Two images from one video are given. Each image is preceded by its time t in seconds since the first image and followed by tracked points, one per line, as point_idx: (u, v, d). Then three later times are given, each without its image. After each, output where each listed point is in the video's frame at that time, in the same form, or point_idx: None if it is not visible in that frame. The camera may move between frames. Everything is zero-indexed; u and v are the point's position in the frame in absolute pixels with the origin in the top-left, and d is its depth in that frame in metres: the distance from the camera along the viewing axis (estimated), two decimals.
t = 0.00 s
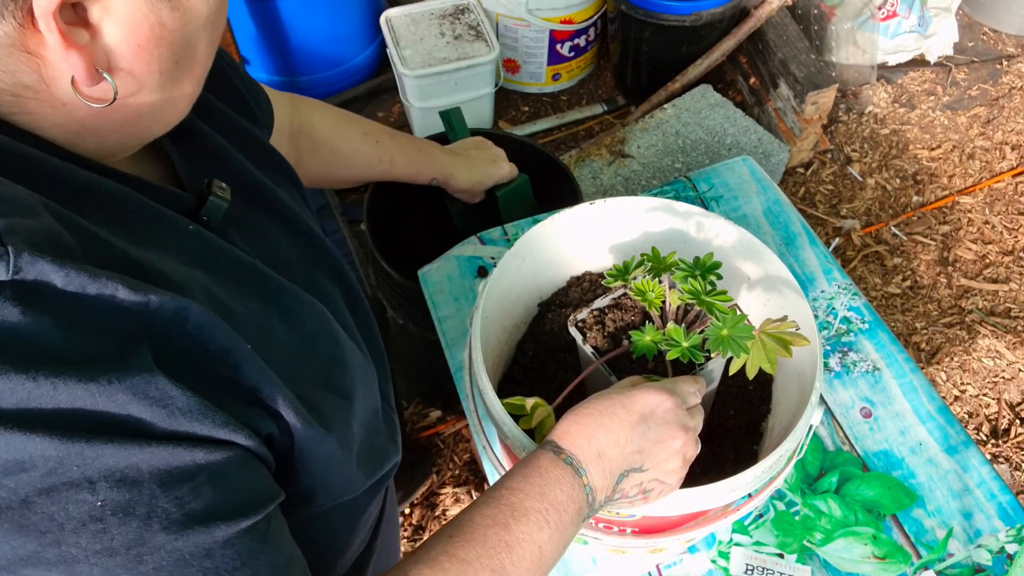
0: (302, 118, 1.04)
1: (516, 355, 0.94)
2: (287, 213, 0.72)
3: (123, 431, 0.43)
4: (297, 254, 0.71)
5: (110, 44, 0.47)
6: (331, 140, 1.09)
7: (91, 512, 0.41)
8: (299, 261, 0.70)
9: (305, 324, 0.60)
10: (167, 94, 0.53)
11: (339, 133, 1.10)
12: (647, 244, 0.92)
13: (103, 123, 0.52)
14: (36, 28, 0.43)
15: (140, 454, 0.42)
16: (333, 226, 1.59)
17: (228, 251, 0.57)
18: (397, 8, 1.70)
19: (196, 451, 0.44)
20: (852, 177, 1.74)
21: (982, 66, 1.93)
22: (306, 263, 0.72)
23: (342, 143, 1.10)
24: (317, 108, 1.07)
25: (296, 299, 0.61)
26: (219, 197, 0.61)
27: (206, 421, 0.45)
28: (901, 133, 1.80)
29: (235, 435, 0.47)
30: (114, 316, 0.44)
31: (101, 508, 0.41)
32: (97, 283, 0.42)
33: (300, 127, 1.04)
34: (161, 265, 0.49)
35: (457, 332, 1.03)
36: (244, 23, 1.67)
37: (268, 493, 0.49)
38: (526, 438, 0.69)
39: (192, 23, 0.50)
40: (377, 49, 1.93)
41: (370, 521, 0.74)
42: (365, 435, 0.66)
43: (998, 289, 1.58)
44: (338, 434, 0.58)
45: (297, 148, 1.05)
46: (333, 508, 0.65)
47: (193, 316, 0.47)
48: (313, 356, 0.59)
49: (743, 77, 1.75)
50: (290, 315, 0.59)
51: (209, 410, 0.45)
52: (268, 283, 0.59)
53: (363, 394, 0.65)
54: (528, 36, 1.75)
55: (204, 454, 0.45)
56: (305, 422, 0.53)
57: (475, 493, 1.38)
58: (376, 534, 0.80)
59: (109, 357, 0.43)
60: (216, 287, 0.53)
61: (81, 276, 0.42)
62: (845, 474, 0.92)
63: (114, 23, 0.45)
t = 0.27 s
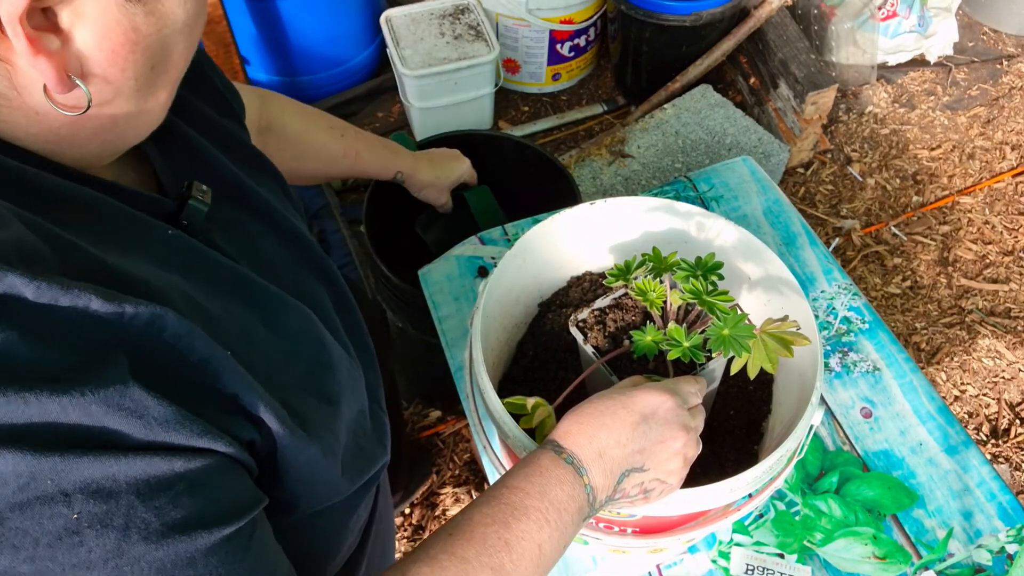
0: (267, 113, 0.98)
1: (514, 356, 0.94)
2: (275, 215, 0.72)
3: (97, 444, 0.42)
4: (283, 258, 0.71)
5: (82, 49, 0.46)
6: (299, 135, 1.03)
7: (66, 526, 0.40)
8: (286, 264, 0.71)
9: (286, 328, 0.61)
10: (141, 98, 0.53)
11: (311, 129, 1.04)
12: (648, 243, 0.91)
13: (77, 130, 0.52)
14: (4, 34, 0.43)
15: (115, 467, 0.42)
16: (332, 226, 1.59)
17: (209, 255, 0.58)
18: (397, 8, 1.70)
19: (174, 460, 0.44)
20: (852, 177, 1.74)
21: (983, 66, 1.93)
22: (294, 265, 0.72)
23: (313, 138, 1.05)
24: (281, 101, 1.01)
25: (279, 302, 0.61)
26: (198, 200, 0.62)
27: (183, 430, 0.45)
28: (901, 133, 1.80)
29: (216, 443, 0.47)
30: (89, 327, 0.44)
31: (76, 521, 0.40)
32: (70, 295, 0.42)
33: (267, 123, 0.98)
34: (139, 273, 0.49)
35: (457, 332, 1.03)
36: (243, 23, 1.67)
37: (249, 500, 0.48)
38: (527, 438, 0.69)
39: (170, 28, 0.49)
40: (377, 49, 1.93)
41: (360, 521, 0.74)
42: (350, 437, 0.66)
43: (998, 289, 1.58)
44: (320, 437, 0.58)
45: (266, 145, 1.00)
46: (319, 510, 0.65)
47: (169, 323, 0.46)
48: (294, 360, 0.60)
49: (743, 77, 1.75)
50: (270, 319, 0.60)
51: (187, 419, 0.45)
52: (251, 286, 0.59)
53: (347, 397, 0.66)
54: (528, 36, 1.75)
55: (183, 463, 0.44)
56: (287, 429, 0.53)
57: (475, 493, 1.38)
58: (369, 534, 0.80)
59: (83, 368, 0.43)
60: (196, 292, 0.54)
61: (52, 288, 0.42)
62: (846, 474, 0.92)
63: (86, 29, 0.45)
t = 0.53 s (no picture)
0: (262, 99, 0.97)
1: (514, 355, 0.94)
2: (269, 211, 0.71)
3: (79, 446, 0.42)
4: (277, 252, 0.70)
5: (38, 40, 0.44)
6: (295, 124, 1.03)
7: (47, 531, 0.40)
8: (280, 259, 0.71)
9: (275, 323, 0.60)
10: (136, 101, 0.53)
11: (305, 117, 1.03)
12: (649, 243, 0.91)
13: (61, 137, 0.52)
14: None
15: (97, 469, 0.41)
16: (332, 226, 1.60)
17: (197, 251, 0.57)
18: (397, 7, 1.70)
19: (157, 463, 0.44)
20: (852, 177, 1.74)
21: (983, 66, 1.93)
22: (288, 260, 0.72)
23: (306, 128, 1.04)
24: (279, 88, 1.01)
25: (267, 297, 0.61)
26: (168, 191, 0.62)
27: (165, 433, 0.45)
28: (901, 133, 1.80)
29: (200, 446, 0.47)
30: (68, 326, 0.44)
31: (58, 525, 0.40)
32: (49, 295, 0.42)
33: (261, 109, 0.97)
34: (119, 277, 0.50)
35: (457, 332, 1.03)
36: (243, 23, 1.67)
37: (238, 499, 0.49)
38: (527, 439, 0.69)
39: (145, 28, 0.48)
40: (377, 49, 1.93)
41: (359, 514, 0.74)
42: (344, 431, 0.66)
43: (998, 289, 1.58)
44: (309, 433, 0.58)
45: (256, 132, 0.99)
46: (315, 506, 0.64)
47: (151, 321, 0.46)
48: (284, 354, 0.60)
49: (743, 77, 1.75)
50: (259, 314, 0.59)
51: (169, 421, 0.45)
52: (240, 282, 0.59)
53: (339, 392, 0.65)
54: (528, 36, 1.75)
55: (166, 465, 0.44)
56: (277, 432, 0.54)
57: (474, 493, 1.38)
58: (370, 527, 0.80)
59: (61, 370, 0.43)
60: (180, 290, 0.54)
61: (32, 290, 0.42)
62: (846, 474, 0.92)
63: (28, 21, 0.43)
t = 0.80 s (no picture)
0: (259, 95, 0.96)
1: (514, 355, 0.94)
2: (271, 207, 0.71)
3: (88, 430, 0.42)
4: (278, 248, 0.70)
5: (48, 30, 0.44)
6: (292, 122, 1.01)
7: (58, 512, 0.40)
8: (281, 255, 0.70)
9: (279, 319, 0.60)
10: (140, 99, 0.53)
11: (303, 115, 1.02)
12: (648, 243, 0.91)
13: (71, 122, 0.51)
14: None
15: (108, 452, 0.42)
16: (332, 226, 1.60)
17: (201, 246, 0.57)
18: (397, 7, 1.70)
19: (167, 449, 0.44)
20: (852, 177, 1.74)
21: (982, 66, 1.93)
22: (288, 255, 0.72)
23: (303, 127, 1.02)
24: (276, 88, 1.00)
25: (271, 292, 0.61)
26: (178, 192, 0.62)
27: (175, 418, 0.45)
28: (901, 133, 1.80)
29: (209, 433, 0.47)
30: (78, 311, 0.44)
31: (68, 507, 0.40)
32: (62, 278, 0.42)
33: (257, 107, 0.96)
34: (125, 269, 0.49)
35: (457, 331, 1.03)
36: (244, 23, 1.67)
37: (243, 489, 0.49)
38: (526, 438, 0.69)
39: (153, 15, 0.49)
40: (377, 49, 1.93)
41: (364, 509, 0.75)
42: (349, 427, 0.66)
43: (998, 289, 1.58)
44: (312, 430, 0.58)
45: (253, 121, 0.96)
46: (318, 505, 0.64)
47: (160, 310, 0.46)
48: (288, 350, 0.59)
49: (743, 77, 1.75)
50: (263, 310, 0.59)
51: (180, 407, 0.45)
52: (244, 278, 0.59)
53: (342, 388, 0.65)
54: (528, 36, 1.75)
55: (176, 451, 0.44)
56: (281, 420, 0.53)
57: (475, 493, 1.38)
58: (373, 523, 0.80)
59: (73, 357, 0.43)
60: (182, 286, 0.53)
61: (44, 271, 0.42)
62: (845, 474, 0.92)
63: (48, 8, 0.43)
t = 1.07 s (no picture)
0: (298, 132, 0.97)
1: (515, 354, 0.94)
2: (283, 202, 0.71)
3: (113, 419, 0.43)
4: (289, 240, 0.71)
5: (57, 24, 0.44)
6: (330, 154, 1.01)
7: (80, 502, 0.40)
8: (293, 251, 0.71)
9: (290, 313, 0.60)
10: (147, 96, 0.53)
11: (339, 147, 1.02)
12: (646, 243, 0.92)
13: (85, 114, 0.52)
14: None
15: (130, 443, 0.42)
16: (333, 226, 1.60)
17: (213, 240, 0.57)
18: (397, 8, 1.70)
19: (186, 442, 0.44)
20: (852, 177, 1.74)
21: (982, 66, 1.93)
22: (300, 248, 0.72)
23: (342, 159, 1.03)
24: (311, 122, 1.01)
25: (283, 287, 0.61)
26: (194, 186, 0.62)
27: (195, 409, 0.45)
28: (901, 133, 1.80)
29: (229, 426, 0.47)
30: (101, 303, 0.44)
31: (90, 498, 0.41)
32: (85, 271, 0.43)
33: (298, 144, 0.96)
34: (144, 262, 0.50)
35: (457, 331, 1.03)
36: (244, 23, 1.67)
37: (260, 484, 0.49)
38: (524, 437, 0.69)
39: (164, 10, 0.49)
40: (378, 49, 1.93)
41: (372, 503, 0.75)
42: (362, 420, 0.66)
43: (999, 289, 1.58)
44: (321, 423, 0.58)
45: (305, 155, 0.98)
46: (327, 502, 0.64)
47: (180, 304, 0.47)
48: (299, 343, 0.60)
49: (743, 77, 1.75)
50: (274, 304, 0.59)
51: (201, 399, 0.45)
52: (255, 273, 0.59)
53: (349, 383, 0.66)
54: (528, 36, 1.75)
55: (195, 445, 0.45)
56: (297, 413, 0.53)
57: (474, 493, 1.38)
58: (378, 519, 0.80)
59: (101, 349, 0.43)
60: (196, 281, 0.53)
61: (68, 264, 0.42)
62: (845, 474, 0.92)
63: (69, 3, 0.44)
